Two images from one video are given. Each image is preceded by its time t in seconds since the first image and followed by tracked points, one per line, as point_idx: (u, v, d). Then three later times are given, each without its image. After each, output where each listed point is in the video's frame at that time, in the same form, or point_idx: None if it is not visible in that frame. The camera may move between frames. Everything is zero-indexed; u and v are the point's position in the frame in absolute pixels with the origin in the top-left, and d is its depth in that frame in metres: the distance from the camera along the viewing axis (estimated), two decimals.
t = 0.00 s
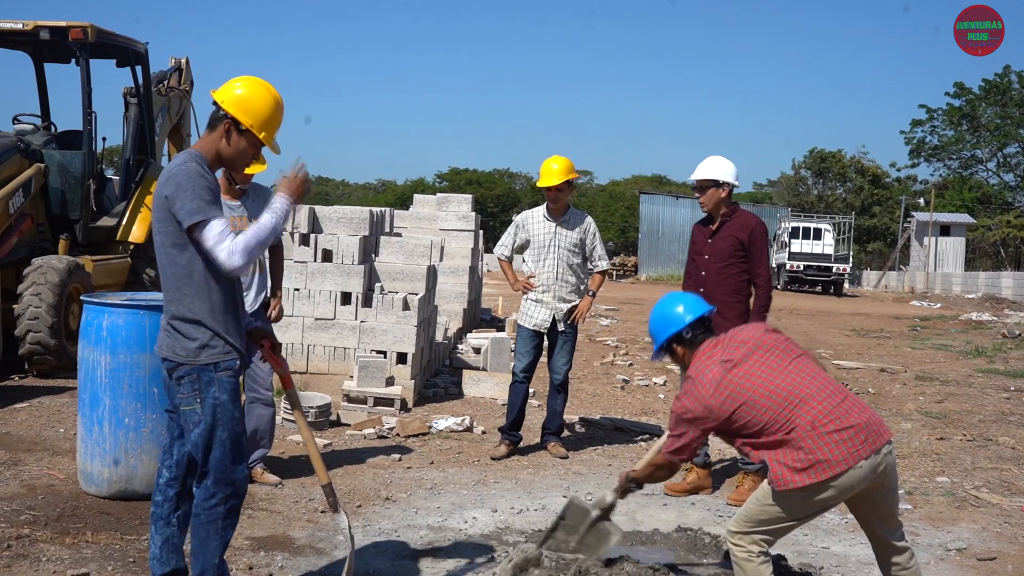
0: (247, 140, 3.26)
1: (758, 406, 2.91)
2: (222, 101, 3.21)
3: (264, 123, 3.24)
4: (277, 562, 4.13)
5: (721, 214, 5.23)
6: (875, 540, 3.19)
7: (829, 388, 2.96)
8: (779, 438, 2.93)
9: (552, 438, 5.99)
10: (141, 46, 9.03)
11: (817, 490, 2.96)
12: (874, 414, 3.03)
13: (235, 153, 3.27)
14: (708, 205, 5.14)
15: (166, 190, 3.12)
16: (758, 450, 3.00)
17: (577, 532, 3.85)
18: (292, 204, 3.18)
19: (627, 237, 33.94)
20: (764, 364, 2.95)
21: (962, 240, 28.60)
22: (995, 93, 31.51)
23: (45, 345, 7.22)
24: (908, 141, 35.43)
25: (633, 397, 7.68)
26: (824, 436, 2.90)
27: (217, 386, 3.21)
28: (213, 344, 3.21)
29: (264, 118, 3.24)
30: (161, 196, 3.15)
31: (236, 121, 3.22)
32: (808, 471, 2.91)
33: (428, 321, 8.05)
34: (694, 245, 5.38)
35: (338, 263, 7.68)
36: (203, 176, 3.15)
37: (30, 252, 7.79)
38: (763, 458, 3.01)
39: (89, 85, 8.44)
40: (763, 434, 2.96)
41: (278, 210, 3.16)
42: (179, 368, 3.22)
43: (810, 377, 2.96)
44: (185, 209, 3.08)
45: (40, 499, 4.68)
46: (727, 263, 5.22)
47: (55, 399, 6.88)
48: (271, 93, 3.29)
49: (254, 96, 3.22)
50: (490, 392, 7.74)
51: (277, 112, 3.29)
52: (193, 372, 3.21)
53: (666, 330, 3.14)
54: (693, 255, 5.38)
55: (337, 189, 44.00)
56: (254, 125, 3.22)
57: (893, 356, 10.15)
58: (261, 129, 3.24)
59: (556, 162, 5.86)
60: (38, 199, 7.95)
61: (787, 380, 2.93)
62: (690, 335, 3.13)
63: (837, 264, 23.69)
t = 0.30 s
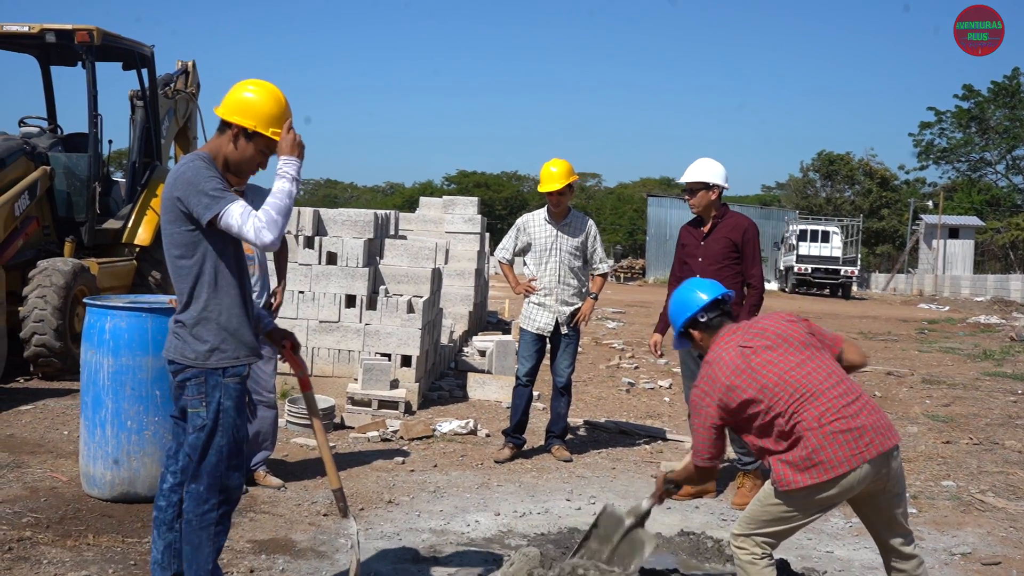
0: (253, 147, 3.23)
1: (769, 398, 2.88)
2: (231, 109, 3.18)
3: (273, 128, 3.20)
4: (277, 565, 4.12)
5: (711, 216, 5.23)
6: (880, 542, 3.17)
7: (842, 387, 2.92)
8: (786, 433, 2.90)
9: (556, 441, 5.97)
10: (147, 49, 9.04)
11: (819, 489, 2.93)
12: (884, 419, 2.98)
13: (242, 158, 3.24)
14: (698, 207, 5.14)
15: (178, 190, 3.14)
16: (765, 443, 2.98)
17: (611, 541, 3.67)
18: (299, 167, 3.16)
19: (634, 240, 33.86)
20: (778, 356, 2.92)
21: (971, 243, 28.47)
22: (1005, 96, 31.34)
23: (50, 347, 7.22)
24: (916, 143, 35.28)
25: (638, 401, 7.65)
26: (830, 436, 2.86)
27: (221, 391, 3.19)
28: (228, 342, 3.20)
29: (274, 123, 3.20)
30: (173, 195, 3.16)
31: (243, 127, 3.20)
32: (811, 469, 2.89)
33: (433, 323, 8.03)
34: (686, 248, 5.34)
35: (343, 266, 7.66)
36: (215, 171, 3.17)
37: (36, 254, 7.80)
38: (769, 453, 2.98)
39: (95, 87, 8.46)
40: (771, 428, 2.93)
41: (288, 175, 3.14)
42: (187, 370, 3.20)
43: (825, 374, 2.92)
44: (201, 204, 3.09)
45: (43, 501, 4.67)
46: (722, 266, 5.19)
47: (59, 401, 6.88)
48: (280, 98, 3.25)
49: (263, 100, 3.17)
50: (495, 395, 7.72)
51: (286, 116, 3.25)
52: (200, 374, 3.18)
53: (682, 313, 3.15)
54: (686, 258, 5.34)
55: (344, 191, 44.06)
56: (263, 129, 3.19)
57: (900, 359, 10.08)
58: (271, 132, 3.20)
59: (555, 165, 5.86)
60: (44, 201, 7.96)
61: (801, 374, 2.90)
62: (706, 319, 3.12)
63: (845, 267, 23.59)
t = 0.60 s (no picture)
0: (269, 158, 3.25)
1: (759, 414, 2.88)
2: (243, 116, 3.18)
3: (280, 139, 3.20)
4: (277, 569, 4.10)
5: (711, 221, 5.19)
6: (879, 551, 3.14)
7: (834, 402, 2.90)
8: (778, 449, 2.89)
9: (560, 446, 5.94)
10: (155, 53, 9.08)
11: (813, 503, 2.91)
12: (882, 432, 2.94)
13: (252, 168, 3.26)
14: (697, 212, 5.11)
15: (184, 194, 3.14)
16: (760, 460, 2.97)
17: (604, 504, 3.76)
18: (301, 176, 3.12)
19: (645, 245, 33.77)
20: (769, 372, 2.92)
21: (982, 249, 28.24)
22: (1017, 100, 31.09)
23: (56, 351, 7.24)
24: (927, 148, 35.06)
25: (644, 406, 7.60)
26: (821, 451, 2.84)
27: (219, 401, 3.18)
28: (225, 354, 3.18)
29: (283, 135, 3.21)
30: (180, 200, 3.15)
31: (259, 138, 3.20)
32: (803, 485, 2.87)
33: (439, 327, 8.01)
34: (688, 254, 5.30)
35: (348, 270, 7.66)
36: (222, 178, 3.16)
37: (43, 258, 7.82)
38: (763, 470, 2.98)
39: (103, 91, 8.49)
40: (764, 444, 2.92)
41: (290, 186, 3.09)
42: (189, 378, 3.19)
43: (816, 389, 2.91)
44: (206, 209, 3.08)
45: (45, 504, 4.68)
46: (725, 270, 5.16)
47: (65, 404, 6.89)
48: (294, 110, 3.25)
49: (276, 112, 3.18)
50: (500, 400, 7.68)
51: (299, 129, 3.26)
52: (200, 382, 3.18)
53: (682, 332, 3.17)
54: (689, 264, 5.30)
55: (355, 195, 44.14)
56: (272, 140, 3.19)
57: (909, 365, 10.00)
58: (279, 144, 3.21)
59: (557, 170, 5.85)
60: (51, 205, 7.99)
61: (791, 390, 2.89)
62: (703, 339, 3.13)
63: (855, 273, 23.45)
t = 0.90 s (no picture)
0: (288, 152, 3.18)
1: (764, 419, 2.84)
2: (259, 114, 3.12)
3: (300, 139, 3.16)
4: (285, 566, 4.10)
5: (734, 220, 5.12)
6: (887, 553, 3.10)
7: (838, 400, 2.87)
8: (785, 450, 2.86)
9: (570, 444, 5.91)
10: (170, 50, 9.11)
11: (820, 503, 2.88)
12: (885, 428, 2.93)
13: (273, 164, 3.21)
14: (719, 211, 5.04)
15: (200, 193, 3.09)
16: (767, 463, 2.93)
17: (599, 558, 3.60)
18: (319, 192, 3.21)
19: (661, 243, 33.64)
20: (772, 374, 2.88)
21: (1001, 249, 27.95)
22: None
23: (69, 347, 7.27)
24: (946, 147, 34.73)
25: (656, 404, 7.56)
26: (829, 449, 2.82)
27: (229, 400, 3.18)
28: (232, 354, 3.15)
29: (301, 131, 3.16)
30: (194, 199, 3.12)
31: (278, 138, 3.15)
32: (811, 483, 2.84)
33: (450, 325, 7.99)
34: (709, 252, 5.27)
35: (360, 267, 7.65)
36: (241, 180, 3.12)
37: (57, 254, 7.86)
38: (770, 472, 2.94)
39: (117, 89, 8.53)
40: (770, 448, 2.89)
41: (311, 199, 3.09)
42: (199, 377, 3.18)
43: (819, 388, 2.88)
44: (220, 209, 3.03)
45: (55, 500, 4.69)
46: (746, 271, 5.11)
47: (78, 401, 6.92)
48: (310, 105, 3.19)
49: (293, 110, 3.13)
50: (511, 398, 7.65)
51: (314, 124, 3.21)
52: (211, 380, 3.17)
53: (678, 339, 3.12)
54: (710, 263, 5.27)
55: (371, 193, 44.22)
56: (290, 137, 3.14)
57: (925, 365, 9.89)
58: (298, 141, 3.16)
59: (568, 168, 5.82)
60: (65, 202, 8.02)
61: (795, 391, 2.86)
62: (701, 347, 3.09)
63: (872, 272, 23.26)
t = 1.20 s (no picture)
0: (304, 149, 3.20)
1: (780, 405, 2.82)
2: (275, 112, 3.15)
3: (314, 135, 3.17)
4: (292, 565, 4.10)
5: (757, 223, 5.11)
6: (897, 552, 3.08)
7: (855, 393, 2.84)
8: (796, 439, 2.84)
9: (579, 445, 5.89)
10: (183, 51, 9.15)
11: (828, 495, 2.85)
12: (899, 424, 2.90)
13: (290, 164, 3.21)
14: (742, 214, 5.02)
15: (220, 196, 3.08)
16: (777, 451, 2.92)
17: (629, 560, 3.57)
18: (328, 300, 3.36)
19: (676, 245, 33.52)
20: (793, 361, 2.86)
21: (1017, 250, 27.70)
22: None
23: (82, 346, 7.31)
24: (962, 148, 34.45)
25: (667, 405, 7.53)
26: (840, 441, 2.79)
27: (240, 398, 3.18)
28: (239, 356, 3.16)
29: (315, 126, 3.17)
30: (212, 201, 3.11)
31: (293, 135, 3.17)
32: (818, 475, 2.82)
33: (461, 325, 7.99)
34: (731, 255, 5.25)
35: (371, 268, 7.65)
36: (261, 199, 3.11)
37: (70, 254, 7.90)
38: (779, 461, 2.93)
39: (131, 89, 8.58)
40: (782, 436, 2.87)
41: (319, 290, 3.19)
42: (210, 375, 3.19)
43: (838, 379, 2.85)
44: (235, 219, 3.04)
45: (65, 498, 4.71)
46: (766, 274, 5.08)
47: (90, 400, 6.96)
48: (327, 104, 3.22)
49: (309, 107, 3.16)
50: (522, 399, 7.64)
51: (331, 122, 3.23)
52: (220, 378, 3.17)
53: (699, 319, 3.11)
54: (731, 266, 5.25)
55: (385, 194, 44.28)
56: (303, 132, 3.15)
57: (938, 367, 9.81)
58: (311, 137, 3.16)
59: (579, 168, 5.79)
60: (79, 202, 8.07)
61: (814, 380, 2.83)
62: (722, 327, 3.09)
63: (887, 273, 23.09)
